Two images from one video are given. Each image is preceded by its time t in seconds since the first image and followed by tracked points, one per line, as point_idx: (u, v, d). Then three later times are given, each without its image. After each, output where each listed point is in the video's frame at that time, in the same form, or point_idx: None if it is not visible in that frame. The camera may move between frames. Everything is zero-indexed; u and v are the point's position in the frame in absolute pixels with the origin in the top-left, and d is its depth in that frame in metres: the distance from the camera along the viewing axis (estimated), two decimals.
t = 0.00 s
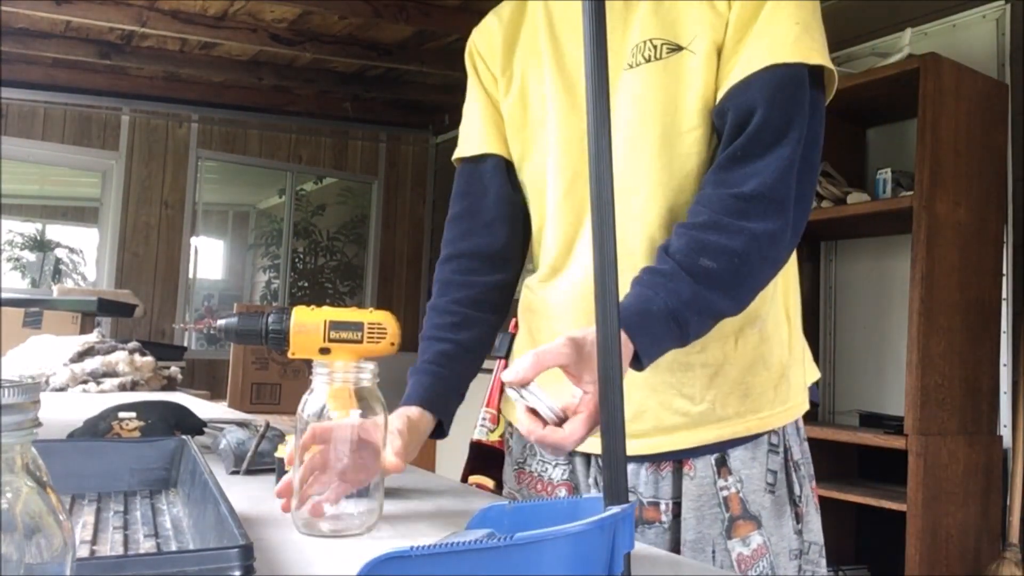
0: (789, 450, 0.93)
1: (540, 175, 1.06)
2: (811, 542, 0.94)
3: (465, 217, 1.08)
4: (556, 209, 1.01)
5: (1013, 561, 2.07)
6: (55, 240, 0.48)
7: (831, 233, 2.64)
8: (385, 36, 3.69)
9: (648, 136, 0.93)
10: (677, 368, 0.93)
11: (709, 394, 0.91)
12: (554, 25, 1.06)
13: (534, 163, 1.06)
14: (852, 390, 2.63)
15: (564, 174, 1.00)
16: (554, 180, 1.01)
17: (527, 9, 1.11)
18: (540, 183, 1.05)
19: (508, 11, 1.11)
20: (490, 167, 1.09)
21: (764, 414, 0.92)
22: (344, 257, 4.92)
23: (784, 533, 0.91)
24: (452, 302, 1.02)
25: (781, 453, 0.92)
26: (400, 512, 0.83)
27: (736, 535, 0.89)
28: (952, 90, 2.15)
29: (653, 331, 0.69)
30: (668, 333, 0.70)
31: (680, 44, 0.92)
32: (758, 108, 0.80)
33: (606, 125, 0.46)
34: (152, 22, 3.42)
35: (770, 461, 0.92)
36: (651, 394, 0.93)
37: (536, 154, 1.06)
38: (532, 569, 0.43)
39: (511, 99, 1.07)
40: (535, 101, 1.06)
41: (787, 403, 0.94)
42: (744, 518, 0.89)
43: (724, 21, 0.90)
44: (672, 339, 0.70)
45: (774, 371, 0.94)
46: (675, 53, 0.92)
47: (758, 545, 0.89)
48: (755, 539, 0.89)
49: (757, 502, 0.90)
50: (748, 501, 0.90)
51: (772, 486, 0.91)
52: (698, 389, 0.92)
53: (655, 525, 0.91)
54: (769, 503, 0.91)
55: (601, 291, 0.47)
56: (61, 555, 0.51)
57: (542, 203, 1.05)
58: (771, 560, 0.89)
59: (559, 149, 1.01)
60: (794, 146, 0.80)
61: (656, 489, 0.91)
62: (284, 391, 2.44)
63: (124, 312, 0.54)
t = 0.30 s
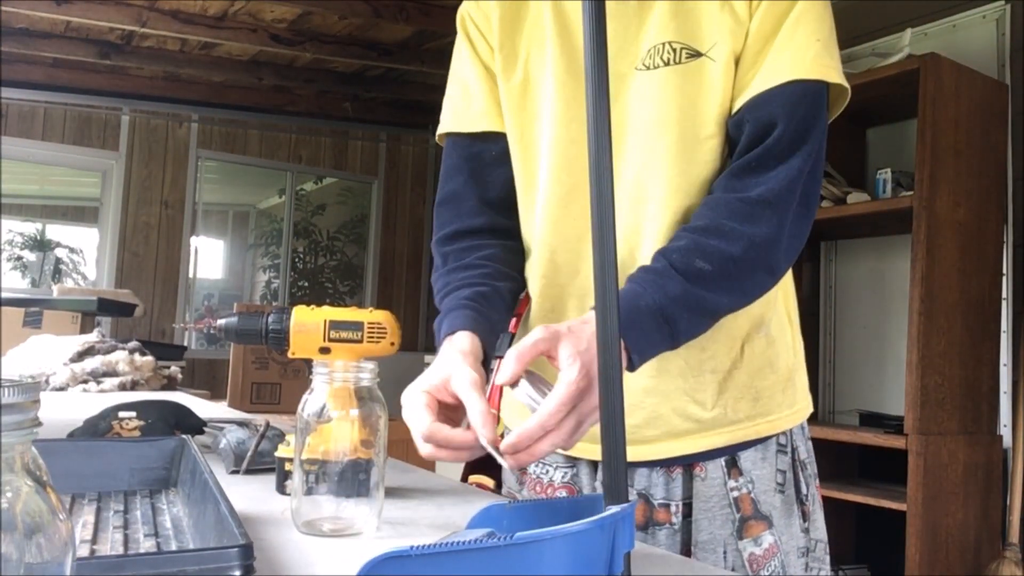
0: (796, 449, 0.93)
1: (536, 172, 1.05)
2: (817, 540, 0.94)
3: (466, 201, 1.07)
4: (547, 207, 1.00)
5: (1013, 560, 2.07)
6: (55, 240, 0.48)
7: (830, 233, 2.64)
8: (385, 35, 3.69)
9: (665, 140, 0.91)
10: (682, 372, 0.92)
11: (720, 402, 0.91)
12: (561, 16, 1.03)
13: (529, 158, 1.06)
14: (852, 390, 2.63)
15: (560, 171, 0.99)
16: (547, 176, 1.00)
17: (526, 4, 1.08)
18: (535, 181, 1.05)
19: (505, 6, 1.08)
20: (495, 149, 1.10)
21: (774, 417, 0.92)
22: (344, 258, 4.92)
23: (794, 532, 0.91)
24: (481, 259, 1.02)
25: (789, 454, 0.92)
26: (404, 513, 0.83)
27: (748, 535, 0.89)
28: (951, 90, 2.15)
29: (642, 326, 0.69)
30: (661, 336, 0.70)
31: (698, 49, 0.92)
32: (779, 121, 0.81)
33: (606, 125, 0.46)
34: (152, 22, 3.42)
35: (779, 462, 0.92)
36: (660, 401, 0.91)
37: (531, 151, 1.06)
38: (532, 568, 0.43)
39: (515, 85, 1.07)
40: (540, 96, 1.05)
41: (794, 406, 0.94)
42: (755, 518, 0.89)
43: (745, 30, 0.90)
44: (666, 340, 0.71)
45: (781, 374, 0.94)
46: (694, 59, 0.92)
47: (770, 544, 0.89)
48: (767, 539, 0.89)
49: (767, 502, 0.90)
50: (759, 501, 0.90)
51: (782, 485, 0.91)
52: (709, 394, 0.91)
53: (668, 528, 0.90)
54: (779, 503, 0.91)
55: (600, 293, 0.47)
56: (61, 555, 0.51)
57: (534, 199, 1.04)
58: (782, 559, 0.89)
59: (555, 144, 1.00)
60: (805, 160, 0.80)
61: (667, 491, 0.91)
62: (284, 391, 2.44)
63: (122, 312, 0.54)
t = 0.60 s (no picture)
0: (797, 450, 0.94)
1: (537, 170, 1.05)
2: (818, 541, 0.94)
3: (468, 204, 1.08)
4: (548, 204, 1.00)
5: (1013, 560, 2.07)
6: (55, 240, 0.48)
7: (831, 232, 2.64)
8: (384, 35, 3.69)
9: (667, 138, 0.91)
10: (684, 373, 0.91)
11: (720, 402, 0.91)
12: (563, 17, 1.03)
13: (532, 156, 1.06)
14: (852, 389, 2.63)
15: (562, 169, 0.99)
16: (549, 173, 1.00)
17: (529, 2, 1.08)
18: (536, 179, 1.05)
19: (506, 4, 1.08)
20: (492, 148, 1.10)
21: (774, 417, 0.92)
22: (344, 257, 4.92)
23: (795, 533, 0.91)
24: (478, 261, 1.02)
25: (790, 454, 0.93)
26: (406, 513, 0.83)
27: (749, 536, 0.89)
28: (952, 89, 2.15)
29: (640, 322, 0.69)
30: (660, 336, 0.70)
31: (703, 47, 0.92)
32: (782, 122, 0.81)
33: (605, 124, 0.46)
34: (152, 22, 3.42)
35: (780, 463, 0.92)
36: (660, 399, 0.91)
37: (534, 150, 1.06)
38: (531, 568, 0.43)
39: (518, 83, 1.06)
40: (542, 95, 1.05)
41: (794, 408, 0.94)
42: (756, 519, 0.89)
43: (750, 28, 0.90)
44: (663, 337, 0.71)
45: (781, 375, 0.94)
46: (698, 57, 0.92)
47: (770, 546, 0.89)
48: (768, 540, 0.89)
49: (768, 503, 0.90)
50: (760, 502, 0.90)
51: (783, 486, 0.91)
52: (710, 395, 0.91)
53: (669, 529, 0.90)
54: (779, 505, 0.91)
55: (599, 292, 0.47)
56: (61, 555, 0.50)
57: (535, 197, 1.04)
58: (783, 560, 0.89)
59: (557, 142, 1.00)
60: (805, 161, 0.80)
61: (668, 492, 0.91)
62: (284, 391, 2.44)
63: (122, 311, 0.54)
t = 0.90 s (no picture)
0: (788, 454, 0.93)
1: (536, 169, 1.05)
2: (811, 548, 0.94)
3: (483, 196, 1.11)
4: (545, 205, 1.00)
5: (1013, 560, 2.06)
6: (55, 240, 0.48)
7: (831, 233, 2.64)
8: (385, 35, 3.68)
9: (665, 142, 0.92)
10: (676, 375, 0.90)
11: (704, 405, 0.90)
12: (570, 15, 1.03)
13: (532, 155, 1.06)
14: (852, 389, 2.63)
15: (560, 171, 0.99)
16: (547, 175, 1.00)
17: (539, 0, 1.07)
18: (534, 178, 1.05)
19: None
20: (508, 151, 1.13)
21: (763, 424, 0.91)
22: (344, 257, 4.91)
23: (782, 537, 0.92)
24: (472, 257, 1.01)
25: (779, 459, 0.92)
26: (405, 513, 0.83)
27: (732, 539, 0.90)
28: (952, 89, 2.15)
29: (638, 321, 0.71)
30: (653, 329, 0.72)
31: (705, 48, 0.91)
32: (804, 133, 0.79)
33: (605, 125, 0.46)
34: (151, 22, 3.42)
35: (768, 467, 0.91)
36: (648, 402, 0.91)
37: (534, 148, 1.06)
38: (531, 568, 0.43)
39: (524, 83, 1.07)
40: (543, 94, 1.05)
41: (786, 416, 0.92)
42: (740, 523, 0.90)
43: (753, 31, 0.89)
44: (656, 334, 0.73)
45: (775, 383, 0.92)
46: (698, 59, 0.91)
47: (754, 550, 0.90)
48: (751, 544, 0.90)
49: (753, 507, 0.91)
50: (744, 506, 0.90)
51: (770, 491, 0.91)
52: (694, 398, 0.90)
53: (653, 528, 0.92)
54: (766, 509, 0.91)
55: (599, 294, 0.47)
56: (61, 555, 0.50)
57: (533, 196, 1.04)
58: (766, 565, 0.90)
59: (556, 143, 1.00)
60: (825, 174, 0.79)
61: (653, 492, 0.92)
62: (284, 391, 2.44)
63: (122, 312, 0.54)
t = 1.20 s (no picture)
0: (776, 451, 0.93)
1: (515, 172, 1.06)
2: (801, 546, 0.94)
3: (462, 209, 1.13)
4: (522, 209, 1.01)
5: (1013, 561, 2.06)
6: (55, 240, 0.48)
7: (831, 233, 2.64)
8: (385, 35, 3.68)
9: (636, 142, 0.92)
10: (682, 375, 0.91)
11: (688, 403, 0.90)
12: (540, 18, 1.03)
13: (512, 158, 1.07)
14: (852, 390, 2.63)
15: (535, 175, 0.99)
16: (523, 179, 1.00)
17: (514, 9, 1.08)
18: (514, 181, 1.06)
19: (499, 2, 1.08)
20: (478, 166, 1.15)
21: (747, 422, 0.91)
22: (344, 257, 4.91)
23: (772, 534, 0.92)
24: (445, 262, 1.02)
25: (768, 456, 0.92)
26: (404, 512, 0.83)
27: (722, 537, 0.90)
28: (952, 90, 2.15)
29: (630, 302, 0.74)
30: (653, 295, 0.75)
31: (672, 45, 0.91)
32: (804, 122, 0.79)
33: (606, 127, 0.46)
34: (151, 22, 3.42)
35: (757, 465, 0.92)
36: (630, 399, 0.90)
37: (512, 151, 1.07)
38: (532, 567, 0.43)
39: (502, 90, 1.07)
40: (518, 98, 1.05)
41: (770, 413, 0.92)
42: (732, 521, 0.90)
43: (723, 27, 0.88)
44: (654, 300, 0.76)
45: (759, 380, 0.92)
46: (665, 56, 0.91)
47: (744, 549, 0.90)
48: (741, 542, 0.90)
49: (743, 505, 0.91)
50: (734, 504, 0.90)
51: (760, 488, 0.91)
52: (679, 396, 0.90)
53: (644, 528, 0.91)
54: (756, 506, 0.91)
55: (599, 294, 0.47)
56: (61, 555, 0.50)
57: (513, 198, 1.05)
58: (757, 564, 0.90)
59: (532, 147, 0.99)
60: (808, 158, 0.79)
61: (645, 493, 0.91)
62: (284, 391, 2.44)
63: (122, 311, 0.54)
